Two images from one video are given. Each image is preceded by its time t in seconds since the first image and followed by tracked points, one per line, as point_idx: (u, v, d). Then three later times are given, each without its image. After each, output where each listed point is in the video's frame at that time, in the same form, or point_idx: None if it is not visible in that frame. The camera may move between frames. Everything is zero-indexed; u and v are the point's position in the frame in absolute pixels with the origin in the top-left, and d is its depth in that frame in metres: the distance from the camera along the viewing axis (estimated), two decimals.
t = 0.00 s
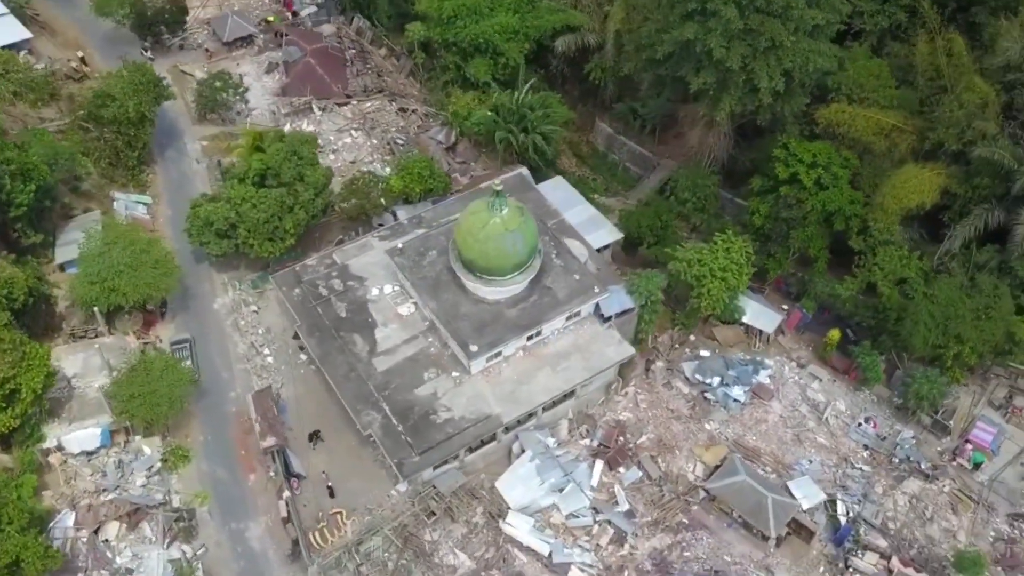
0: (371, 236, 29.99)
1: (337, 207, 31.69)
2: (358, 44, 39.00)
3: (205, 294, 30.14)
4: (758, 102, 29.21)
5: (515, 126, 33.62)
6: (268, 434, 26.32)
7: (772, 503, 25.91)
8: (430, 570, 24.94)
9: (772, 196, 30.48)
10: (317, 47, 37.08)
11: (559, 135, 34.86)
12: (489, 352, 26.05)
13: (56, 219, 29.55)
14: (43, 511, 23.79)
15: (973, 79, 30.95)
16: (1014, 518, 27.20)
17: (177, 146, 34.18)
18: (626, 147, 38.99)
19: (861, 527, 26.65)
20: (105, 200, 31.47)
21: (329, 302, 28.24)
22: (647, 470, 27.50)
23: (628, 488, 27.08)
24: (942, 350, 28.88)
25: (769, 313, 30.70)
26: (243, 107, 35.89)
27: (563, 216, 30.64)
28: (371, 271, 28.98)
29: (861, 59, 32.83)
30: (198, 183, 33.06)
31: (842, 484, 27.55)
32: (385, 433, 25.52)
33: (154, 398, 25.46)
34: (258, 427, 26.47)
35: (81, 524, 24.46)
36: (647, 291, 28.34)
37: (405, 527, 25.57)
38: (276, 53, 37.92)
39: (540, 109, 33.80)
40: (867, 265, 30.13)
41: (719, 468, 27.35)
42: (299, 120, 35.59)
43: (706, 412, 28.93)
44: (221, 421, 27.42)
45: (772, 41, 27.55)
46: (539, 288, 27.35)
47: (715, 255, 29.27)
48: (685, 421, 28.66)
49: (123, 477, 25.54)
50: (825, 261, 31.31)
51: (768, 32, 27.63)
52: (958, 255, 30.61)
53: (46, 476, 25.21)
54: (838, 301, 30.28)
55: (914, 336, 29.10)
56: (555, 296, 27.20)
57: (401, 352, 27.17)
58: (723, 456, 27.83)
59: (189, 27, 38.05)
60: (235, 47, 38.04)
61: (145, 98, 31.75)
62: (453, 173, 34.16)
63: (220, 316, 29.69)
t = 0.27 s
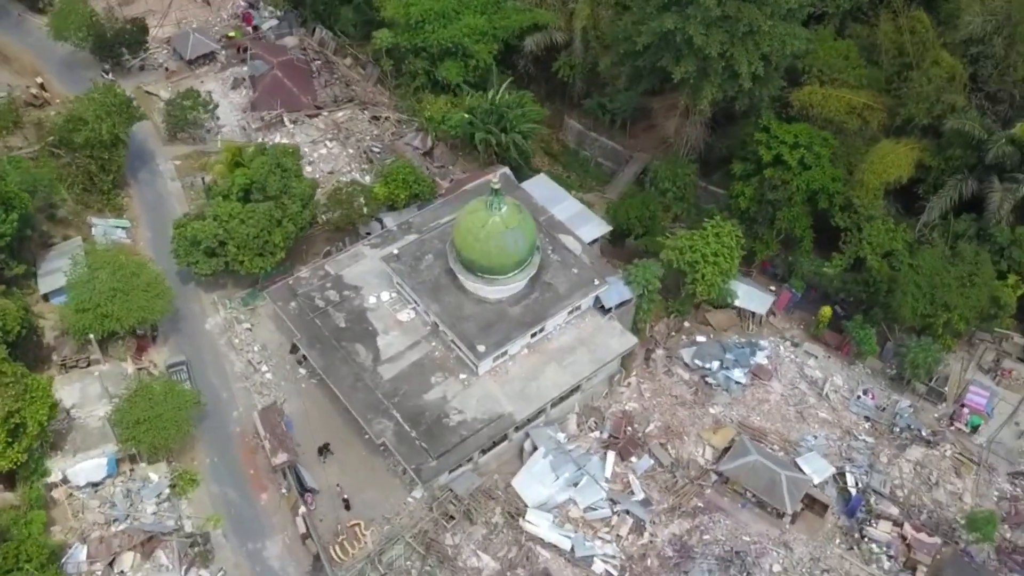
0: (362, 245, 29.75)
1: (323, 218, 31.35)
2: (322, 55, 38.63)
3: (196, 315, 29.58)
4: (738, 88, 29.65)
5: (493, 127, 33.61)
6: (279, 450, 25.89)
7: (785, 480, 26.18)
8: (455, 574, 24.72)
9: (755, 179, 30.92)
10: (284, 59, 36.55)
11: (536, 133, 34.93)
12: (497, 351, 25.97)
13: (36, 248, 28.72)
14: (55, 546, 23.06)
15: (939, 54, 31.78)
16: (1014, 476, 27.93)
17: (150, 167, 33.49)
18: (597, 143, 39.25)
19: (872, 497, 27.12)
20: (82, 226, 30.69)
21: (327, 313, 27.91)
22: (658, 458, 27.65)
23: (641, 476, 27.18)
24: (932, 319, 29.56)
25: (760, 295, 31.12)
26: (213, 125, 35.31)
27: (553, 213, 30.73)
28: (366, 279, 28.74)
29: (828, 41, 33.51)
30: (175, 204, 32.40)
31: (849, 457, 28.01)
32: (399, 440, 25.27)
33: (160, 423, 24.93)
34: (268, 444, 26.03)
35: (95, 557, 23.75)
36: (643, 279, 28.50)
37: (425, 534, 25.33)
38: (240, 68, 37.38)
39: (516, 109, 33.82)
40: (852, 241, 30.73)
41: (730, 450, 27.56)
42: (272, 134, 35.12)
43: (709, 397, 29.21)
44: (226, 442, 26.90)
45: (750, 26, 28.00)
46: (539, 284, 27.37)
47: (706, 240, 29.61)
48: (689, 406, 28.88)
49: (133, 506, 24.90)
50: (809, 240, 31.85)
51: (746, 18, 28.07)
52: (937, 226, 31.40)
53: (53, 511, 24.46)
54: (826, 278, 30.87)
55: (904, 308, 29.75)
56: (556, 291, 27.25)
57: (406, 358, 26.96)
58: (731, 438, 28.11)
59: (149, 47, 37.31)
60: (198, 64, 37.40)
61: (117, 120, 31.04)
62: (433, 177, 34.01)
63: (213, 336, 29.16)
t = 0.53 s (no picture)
0: (357, 254, 29.51)
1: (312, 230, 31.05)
2: (290, 68, 38.26)
3: (191, 336, 29.04)
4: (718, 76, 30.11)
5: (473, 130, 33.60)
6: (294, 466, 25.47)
7: (798, 457, 26.48)
8: None
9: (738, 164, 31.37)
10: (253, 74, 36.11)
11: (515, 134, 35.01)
12: (508, 349, 25.91)
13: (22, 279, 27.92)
14: None
15: (905, 32, 32.61)
16: (1013, 437, 28.71)
17: (126, 192, 32.80)
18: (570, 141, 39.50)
19: (881, 467, 27.63)
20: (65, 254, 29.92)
21: (329, 325, 27.59)
22: (670, 445, 27.83)
23: (656, 464, 27.34)
24: (920, 290, 30.27)
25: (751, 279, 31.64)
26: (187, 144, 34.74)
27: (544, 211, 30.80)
28: (364, 288, 28.51)
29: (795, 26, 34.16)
30: (157, 226, 31.78)
31: (854, 429, 28.51)
32: (417, 446, 25.05)
33: (172, 447, 24.30)
34: (282, 460, 25.60)
35: None
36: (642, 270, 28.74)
37: (449, 538, 25.14)
38: (208, 86, 36.84)
39: (496, 110, 33.85)
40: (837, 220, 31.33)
41: (740, 432, 27.86)
42: (248, 150, 34.65)
43: (712, 381, 29.51)
44: (237, 462, 26.37)
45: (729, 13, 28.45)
46: (541, 281, 27.43)
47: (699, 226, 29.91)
48: (695, 392, 29.15)
49: (149, 534, 24.25)
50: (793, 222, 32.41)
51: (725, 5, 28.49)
52: (916, 200, 32.18)
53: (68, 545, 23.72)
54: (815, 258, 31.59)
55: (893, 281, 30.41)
56: (559, 287, 27.33)
57: (414, 364, 26.77)
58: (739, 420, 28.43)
59: (112, 69, 36.53)
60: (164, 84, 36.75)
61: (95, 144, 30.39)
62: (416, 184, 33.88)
63: (211, 357, 28.65)
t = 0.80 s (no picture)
0: (353, 263, 29.27)
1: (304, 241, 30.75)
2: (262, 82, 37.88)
3: (188, 356, 28.54)
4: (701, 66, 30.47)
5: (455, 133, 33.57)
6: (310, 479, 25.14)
7: (809, 435, 26.72)
8: None
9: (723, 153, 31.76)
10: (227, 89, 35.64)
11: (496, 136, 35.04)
12: (518, 348, 25.88)
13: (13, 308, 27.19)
14: None
15: (874, 16, 33.28)
16: (1008, 403, 29.45)
17: (107, 214, 32.15)
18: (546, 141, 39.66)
19: (886, 441, 28.11)
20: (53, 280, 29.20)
21: (333, 335, 27.30)
22: (679, 433, 28.03)
23: (667, 454, 27.50)
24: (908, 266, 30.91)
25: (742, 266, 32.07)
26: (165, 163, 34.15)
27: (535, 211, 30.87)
28: (365, 296, 28.30)
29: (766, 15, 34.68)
30: (143, 247, 31.20)
31: (856, 406, 28.98)
32: (435, 450, 24.86)
33: (188, 468, 23.82)
34: (299, 474, 25.43)
35: None
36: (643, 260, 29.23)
37: (472, 540, 25.00)
38: (181, 103, 36.29)
39: (477, 112, 33.85)
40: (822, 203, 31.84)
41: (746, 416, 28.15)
42: (228, 166, 34.18)
43: (714, 368, 29.79)
44: (249, 480, 25.93)
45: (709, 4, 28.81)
46: (544, 279, 27.48)
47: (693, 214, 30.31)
48: (698, 380, 29.41)
49: (168, 558, 23.67)
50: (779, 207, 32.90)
51: None
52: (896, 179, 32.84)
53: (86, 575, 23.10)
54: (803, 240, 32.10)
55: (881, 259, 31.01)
56: (561, 283, 27.39)
57: (423, 368, 26.59)
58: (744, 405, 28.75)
59: (81, 91, 35.84)
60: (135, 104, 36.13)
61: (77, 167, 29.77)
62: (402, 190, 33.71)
63: (212, 375, 28.18)
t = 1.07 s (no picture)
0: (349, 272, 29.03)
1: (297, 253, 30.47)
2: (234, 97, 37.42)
3: (187, 375, 28.04)
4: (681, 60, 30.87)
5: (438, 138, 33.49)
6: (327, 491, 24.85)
7: (813, 417, 27.12)
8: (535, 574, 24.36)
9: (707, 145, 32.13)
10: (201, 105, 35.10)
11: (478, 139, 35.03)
12: (526, 346, 25.85)
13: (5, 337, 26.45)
14: None
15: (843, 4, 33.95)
16: (999, 374, 30.20)
17: (89, 238, 31.48)
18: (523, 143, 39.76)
19: (887, 418, 28.61)
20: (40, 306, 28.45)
21: (336, 345, 27.03)
22: (686, 423, 28.22)
23: (676, 444, 27.67)
24: (893, 246, 31.54)
25: (731, 256, 32.52)
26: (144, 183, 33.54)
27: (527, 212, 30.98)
28: (365, 304, 28.11)
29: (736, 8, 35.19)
30: (130, 269, 30.62)
31: (855, 385, 29.45)
32: (451, 454, 24.69)
33: (203, 488, 23.39)
34: (314, 487, 25.18)
35: None
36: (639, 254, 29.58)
37: (494, 542, 24.89)
38: (154, 122, 35.70)
39: (458, 117, 33.79)
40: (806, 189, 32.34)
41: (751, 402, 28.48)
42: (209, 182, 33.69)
43: (713, 357, 30.07)
44: (262, 497, 25.50)
45: None
46: (545, 277, 27.53)
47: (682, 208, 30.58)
48: (699, 370, 29.66)
49: None
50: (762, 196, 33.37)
51: None
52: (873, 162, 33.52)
53: None
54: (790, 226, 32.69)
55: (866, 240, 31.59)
56: (563, 280, 27.47)
57: (431, 373, 26.44)
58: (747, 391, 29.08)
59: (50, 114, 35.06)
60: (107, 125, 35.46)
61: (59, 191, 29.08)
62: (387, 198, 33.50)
63: (213, 394, 27.70)
